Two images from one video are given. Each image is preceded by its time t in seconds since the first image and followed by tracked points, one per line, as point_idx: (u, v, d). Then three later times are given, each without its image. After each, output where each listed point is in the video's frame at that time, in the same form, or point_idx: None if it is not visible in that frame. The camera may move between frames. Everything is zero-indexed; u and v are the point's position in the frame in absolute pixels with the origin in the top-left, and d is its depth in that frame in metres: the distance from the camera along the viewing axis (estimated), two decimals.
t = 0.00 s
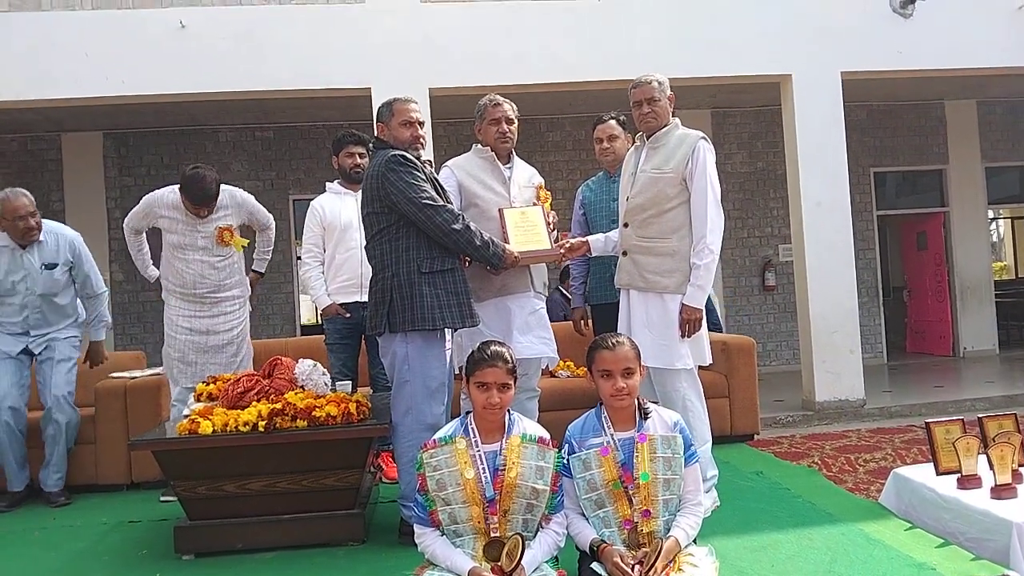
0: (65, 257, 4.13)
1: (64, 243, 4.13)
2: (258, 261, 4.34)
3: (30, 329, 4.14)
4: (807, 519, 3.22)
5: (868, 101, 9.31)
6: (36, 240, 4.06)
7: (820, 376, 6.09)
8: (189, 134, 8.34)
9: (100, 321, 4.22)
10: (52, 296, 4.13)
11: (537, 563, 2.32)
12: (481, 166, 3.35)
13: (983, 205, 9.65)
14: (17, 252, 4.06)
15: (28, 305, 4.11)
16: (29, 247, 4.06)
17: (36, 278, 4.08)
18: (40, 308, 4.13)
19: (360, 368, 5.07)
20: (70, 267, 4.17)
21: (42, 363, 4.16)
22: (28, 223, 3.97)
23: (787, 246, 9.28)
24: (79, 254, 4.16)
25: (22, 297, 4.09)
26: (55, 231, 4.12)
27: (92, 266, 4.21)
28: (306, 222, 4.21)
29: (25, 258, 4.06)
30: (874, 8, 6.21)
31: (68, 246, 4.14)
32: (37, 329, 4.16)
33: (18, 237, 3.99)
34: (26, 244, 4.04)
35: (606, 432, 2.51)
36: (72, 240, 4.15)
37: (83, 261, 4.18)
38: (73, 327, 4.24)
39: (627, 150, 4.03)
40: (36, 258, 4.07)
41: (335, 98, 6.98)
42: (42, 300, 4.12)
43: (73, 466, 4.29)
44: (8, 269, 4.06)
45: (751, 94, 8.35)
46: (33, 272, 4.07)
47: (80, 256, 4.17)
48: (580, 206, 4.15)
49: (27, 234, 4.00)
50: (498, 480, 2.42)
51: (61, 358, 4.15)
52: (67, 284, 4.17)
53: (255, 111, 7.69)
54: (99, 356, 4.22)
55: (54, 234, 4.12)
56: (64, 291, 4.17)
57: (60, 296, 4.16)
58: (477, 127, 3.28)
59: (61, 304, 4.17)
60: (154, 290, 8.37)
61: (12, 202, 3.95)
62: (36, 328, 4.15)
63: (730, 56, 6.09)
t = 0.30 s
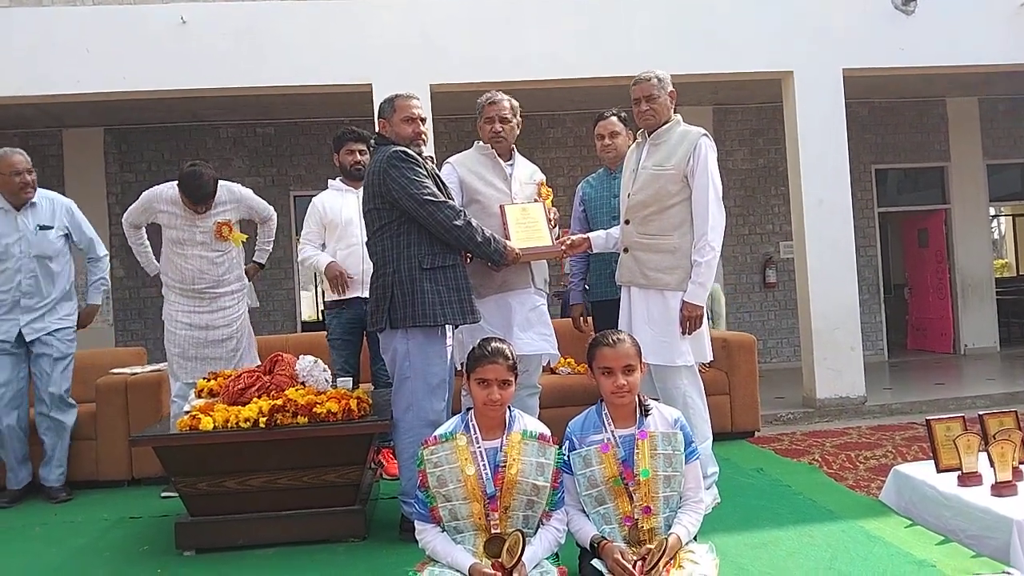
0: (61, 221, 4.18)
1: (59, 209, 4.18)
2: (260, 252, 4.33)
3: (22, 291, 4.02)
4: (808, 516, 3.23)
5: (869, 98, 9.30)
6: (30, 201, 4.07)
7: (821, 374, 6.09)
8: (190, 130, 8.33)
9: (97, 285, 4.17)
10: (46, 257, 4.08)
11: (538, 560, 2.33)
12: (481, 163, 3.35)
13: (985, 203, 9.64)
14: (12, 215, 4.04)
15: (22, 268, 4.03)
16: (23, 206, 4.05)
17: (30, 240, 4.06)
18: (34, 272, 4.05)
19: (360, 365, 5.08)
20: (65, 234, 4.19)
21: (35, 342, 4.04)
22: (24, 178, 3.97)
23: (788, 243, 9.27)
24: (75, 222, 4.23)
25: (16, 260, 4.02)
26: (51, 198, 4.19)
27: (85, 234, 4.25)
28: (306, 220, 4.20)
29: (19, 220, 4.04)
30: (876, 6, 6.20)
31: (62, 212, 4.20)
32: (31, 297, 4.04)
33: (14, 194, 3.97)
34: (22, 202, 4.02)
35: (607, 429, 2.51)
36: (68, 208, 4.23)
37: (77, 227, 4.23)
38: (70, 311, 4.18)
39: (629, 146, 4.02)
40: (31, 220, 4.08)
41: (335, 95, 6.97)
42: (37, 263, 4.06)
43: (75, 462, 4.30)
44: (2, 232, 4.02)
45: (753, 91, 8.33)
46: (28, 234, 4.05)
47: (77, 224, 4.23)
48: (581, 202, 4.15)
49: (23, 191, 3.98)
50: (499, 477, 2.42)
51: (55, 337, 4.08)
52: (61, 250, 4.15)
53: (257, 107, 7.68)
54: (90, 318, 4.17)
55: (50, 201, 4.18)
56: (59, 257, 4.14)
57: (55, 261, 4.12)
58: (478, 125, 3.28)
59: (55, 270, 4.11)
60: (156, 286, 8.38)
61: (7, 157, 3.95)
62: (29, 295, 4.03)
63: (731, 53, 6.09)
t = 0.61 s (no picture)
0: (66, 220, 4.20)
1: (64, 209, 4.20)
2: (262, 262, 4.33)
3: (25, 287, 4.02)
4: (817, 524, 3.21)
5: (876, 105, 9.29)
6: (34, 198, 4.10)
7: (829, 382, 6.07)
8: (199, 139, 8.38)
9: (100, 284, 4.22)
10: (51, 253, 4.09)
11: (546, 568, 2.32)
12: (489, 171, 3.37)
13: (993, 210, 9.61)
14: (17, 213, 4.06)
15: (26, 263, 4.03)
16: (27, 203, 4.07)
17: (35, 236, 4.06)
18: (38, 268, 4.05)
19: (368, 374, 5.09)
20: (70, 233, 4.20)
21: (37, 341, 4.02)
22: (29, 174, 4.01)
23: (796, 251, 9.26)
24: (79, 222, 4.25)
25: (19, 256, 4.02)
26: (55, 198, 4.22)
27: (90, 233, 4.28)
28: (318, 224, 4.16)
29: (24, 217, 4.06)
30: (883, 13, 6.20)
31: (66, 212, 4.21)
32: (35, 294, 4.03)
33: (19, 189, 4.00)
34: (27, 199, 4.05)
35: (616, 436, 2.51)
36: (72, 208, 4.25)
37: (82, 227, 4.26)
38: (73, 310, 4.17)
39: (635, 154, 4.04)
40: (36, 217, 4.09)
41: (343, 104, 7.01)
42: (41, 258, 4.06)
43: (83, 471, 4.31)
44: (7, 229, 4.03)
45: (759, 98, 8.34)
46: (33, 230, 4.06)
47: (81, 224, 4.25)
48: (586, 210, 4.15)
49: (28, 186, 4.01)
50: (507, 485, 2.42)
51: (57, 336, 4.07)
52: (66, 248, 4.16)
53: (265, 116, 7.72)
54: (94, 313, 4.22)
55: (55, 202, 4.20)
56: (63, 253, 4.15)
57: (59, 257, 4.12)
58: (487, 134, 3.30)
59: (59, 267, 4.11)
60: (165, 295, 8.41)
61: (12, 154, 3.98)
62: (33, 292, 4.02)
63: (738, 61, 6.09)
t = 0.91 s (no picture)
0: (83, 224, 4.23)
1: (81, 213, 4.24)
2: (281, 259, 4.34)
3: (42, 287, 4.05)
4: (831, 527, 3.20)
5: (890, 106, 9.24)
6: (52, 202, 4.16)
7: (844, 385, 6.04)
8: (213, 143, 8.44)
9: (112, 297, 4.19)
10: (67, 254, 4.12)
11: (560, 571, 2.32)
12: (502, 174, 3.37)
13: (1009, 211, 9.53)
14: (34, 216, 4.12)
15: (43, 264, 4.07)
16: (44, 206, 4.13)
17: (52, 238, 4.10)
18: (54, 269, 4.09)
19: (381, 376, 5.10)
20: (86, 236, 4.24)
21: (54, 340, 4.04)
22: (49, 176, 4.07)
23: (809, 252, 9.22)
24: (95, 227, 4.28)
25: (37, 257, 4.07)
26: (74, 203, 4.26)
27: (104, 240, 4.31)
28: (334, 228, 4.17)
29: (42, 220, 4.11)
30: (898, 13, 6.17)
31: (83, 216, 4.26)
32: (51, 295, 4.06)
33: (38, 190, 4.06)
34: (45, 201, 4.11)
35: (630, 439, 2.50)
36: (89, 213, 4.28)
37: (97, 233, 4.29)
38: (89, 312, 4.18)
39: (643, 155, 4.00)
40: (52, 219, 4.13)
41: (355, 108, 7.04)
42: (58, 259, 4.10)
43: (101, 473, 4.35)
44: (25, 232, 4.09)
45: (772, 100, 8.30)
46: (50, 232, 4.11)
47: (98, 230, 4.29)
48: (597, 212, 4.15)
49: (46, 188, 4.08)
50: (521, 488, 2.42)
51: (73, 338, 4.08)
52: (83, 250, 4.19)
53: (278, 120, 7.76)
54: (109, 331, 4.15)
55: (73, 206, 4.24)
56: (80, 255, 4.18)
57: (76, 259, 4.15)
58: (500, 136, 3.31)
59: (75, 268, 4.14)
60: (180, 298, 8.46)
61: (31, 157, 4.04)
62: (50, 292, 4.05)
63: (751, 63, 6.08)
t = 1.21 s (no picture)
0: (99, 231, 4.27)
1: (97, 220, 4.28)
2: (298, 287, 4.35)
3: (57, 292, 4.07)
4: (841, 536, 3.20)
5: (899, 115, 9.23)
6: (70, 209, 4.20)
7: (854, 394, 6.02)
8: (222, 152, 8.48)
9: (127, 305, 4.24)
10: (82, 260, 4.16)
11: None
12: (511, 183, 3.39)
13: (1019, 219, 9.49)
14: (51, 222, 4.16)
15: (59, 269, 4.10)
16: (60, 213, 4.17)
17: (68, 244, 4.14)
18: (69, 274, 4.12)
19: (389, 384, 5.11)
20: (102, 243, 4.27)
21: (69, 345, 4.06)
22: (67, 184, 4.11)
23: (818, 261, 9.20)
24: (111, 235, 4.32)
25: (52, 262, 4.10)
26: (90, 210, 4.30)
27: (119, 248, 4.35)
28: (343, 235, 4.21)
29: (58, 226, 4.15)
30: (907, 21, 6.16)
31: (98, 223, 4.30)
32: (67, 299, 4.07)
33: (55, 199, 4.10)
34: (62, 208, 4.14)
35: (642, 449, 2.50)
36: (104, 221, 4.33)
37: (113, 240, 4.33)
38: (104, 318, 4.20)
39: (651, 164, 4.00)
40: (69, 226, 4.18)
41: (363, 117, 7.07)
42: (73, 264, 4.13)
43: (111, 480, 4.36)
44: (41, 237, 4.13)
45: (781, 108, 8.30)
46: (66, 238, 4.14)
47: (113, 237, 4.33)
48: (604, 220, 4.17)
49: (64, 196, 4.11)
50: (529, 495, 2.43)
51: (87, 343, 4.11)
52: (97, 256, 4.23)
53: (287, 129, 7.80)
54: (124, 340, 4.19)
55: (89, 213, 4.29)
56: (95, 261, 4.22)
57: (90, 264, 4.19)
58: (511, 145, 3.33)
59: (90, 274, 4.18)
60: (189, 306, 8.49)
61: (50, 165, 4.08)
62: (65, 297, 4.07)
63: (759, 72, 6.08)
